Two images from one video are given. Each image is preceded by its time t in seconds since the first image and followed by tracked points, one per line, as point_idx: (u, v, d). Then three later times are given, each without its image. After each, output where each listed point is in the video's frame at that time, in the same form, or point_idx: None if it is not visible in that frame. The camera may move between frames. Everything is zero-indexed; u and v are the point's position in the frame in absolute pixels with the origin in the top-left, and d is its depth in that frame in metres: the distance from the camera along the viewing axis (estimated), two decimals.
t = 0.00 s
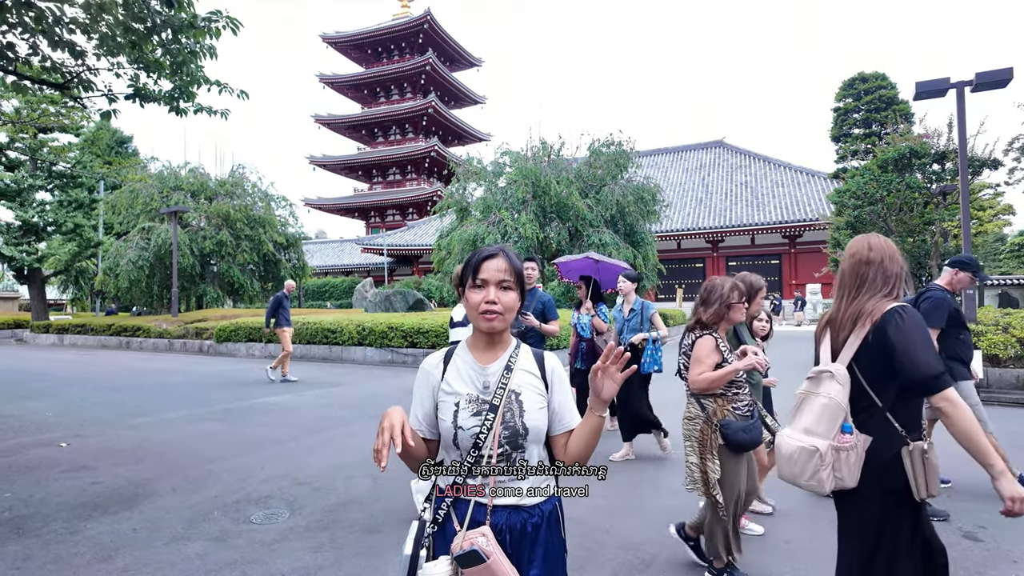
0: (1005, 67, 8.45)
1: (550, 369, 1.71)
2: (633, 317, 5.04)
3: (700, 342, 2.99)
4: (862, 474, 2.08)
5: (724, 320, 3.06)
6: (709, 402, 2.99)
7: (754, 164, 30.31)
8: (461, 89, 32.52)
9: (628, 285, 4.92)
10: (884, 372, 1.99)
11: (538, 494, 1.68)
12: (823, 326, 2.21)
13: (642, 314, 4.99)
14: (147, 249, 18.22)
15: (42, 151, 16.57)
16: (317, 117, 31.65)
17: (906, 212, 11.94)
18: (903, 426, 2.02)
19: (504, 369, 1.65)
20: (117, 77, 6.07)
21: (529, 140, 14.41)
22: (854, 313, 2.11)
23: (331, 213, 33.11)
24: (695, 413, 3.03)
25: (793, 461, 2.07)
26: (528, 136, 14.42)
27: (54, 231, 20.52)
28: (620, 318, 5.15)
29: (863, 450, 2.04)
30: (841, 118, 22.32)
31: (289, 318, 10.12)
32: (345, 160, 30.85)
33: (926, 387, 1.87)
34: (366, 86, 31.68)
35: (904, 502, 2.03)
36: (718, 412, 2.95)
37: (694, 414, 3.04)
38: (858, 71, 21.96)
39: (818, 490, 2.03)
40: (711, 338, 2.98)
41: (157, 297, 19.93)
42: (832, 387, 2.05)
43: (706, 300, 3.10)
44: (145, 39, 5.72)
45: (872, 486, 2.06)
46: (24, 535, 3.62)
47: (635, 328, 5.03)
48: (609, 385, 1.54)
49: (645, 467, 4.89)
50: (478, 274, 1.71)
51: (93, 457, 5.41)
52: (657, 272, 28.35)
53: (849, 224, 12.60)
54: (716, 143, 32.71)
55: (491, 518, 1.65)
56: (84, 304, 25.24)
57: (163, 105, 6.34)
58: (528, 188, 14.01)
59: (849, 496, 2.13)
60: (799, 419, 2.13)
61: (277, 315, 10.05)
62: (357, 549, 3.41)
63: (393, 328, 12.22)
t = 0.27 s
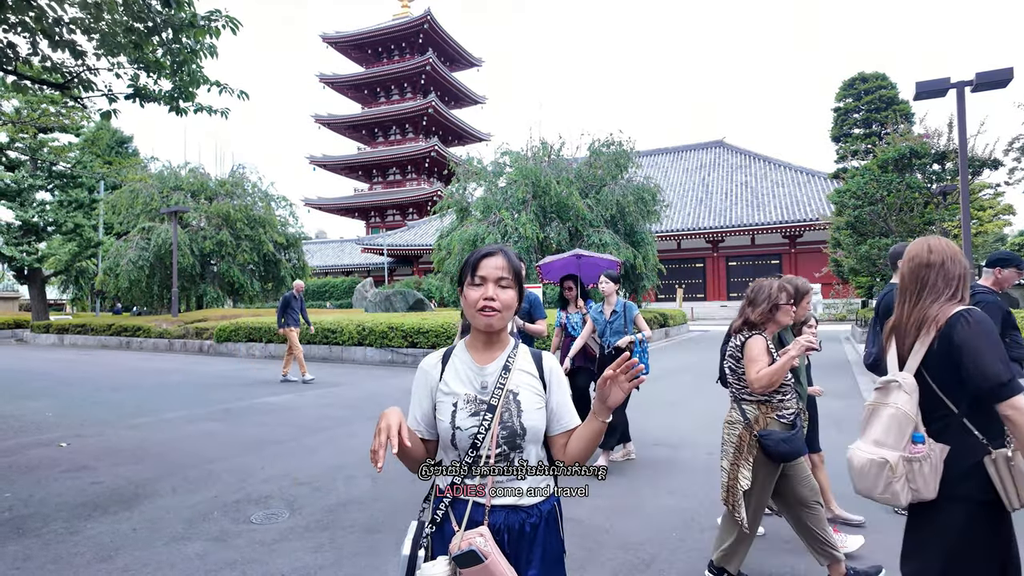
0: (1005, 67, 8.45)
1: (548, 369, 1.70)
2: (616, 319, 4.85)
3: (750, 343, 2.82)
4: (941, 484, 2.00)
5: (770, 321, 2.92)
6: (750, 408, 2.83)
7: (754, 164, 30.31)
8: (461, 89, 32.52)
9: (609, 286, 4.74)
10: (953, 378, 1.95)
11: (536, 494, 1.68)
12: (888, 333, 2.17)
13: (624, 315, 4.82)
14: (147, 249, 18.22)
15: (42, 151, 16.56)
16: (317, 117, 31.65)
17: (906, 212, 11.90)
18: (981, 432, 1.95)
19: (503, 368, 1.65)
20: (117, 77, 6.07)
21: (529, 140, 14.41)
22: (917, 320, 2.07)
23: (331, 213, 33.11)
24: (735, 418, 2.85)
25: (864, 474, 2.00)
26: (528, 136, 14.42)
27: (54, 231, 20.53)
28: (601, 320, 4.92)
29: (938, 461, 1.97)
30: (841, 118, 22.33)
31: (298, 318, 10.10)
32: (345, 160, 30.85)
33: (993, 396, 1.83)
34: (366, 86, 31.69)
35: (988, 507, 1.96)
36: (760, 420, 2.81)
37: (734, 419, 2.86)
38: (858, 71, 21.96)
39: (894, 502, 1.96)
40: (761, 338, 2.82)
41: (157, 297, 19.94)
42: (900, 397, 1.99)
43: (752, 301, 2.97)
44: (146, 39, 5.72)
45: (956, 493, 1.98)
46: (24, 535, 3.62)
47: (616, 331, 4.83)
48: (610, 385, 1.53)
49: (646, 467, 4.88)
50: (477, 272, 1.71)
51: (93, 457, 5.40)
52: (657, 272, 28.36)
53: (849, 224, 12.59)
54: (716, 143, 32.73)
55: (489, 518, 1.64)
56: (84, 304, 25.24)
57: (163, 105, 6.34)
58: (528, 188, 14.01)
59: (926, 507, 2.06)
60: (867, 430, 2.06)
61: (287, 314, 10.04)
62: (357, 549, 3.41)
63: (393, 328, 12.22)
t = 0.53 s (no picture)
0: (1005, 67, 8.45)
1: (547, 369, 1.70)
2: (602, 318, 4.83)
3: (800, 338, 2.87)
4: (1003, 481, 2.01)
5: (827, 317, 2.93)
6: (808, 414, 2.90)
7: (755, 164, 30.30)
8: (461, 89, 32.53)
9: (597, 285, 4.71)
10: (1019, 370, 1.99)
11: (535, 494, 1.68)
12: (950, 327, 2.22)
13: (610, 314, 4.81)
14: (147, 249, 18.22)
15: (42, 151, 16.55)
16: (317, 117, 31.65)
17: (906, 212, 11.89)
18: None
19: (501, 369, 1.65)
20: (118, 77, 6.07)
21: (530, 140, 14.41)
22: (983, 313, 2.12)
23: (331, 213, 33.11)
24: (795, 423, 2.96)
25: (922, 467, 2.06)
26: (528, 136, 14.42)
27: (54, 231, 20.53)
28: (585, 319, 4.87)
29: (1001, 459, 1.98)
30: (841, 118, 22.33)
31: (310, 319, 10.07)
32: (345, 160, 30.84)
33: None
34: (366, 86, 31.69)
35: None
36: (817, 423, 2.86)
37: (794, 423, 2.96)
38: (858, 71, 21.96)
39: (953, 495, 2.01)
40: (813, 330, 2.85)
41: (157, 297, 19.94)
42: (963, 389, 2.04)
43: (805, 298, 3.00)
44: (146, 39, 5.72)
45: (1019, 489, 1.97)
46: (24, 535, 3.62)
47: (602, 330, 4.81)
48: (608, 386, 1.54)
49: (646, 467, 4.88)
50: (476, 271, 1.70)
51: (92, 457, 5.40)
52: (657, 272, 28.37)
53: (849, 224, 12.59)
54: (716, 143, 32.74)
55: (487, 518, 1.64)
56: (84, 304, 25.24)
57: (163, 105, 6.35)
58: (528, 188, 14.00)
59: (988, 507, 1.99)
60: (927, 424, 2.13)
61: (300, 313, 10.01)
62: (358, 548, 3.41)
63: (393, 328, 12.22)
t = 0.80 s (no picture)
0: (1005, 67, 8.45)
1: (542, 370, 1.70)
2: (565, 321, 4.27)
3: (914, 352, 2.47)
4: None
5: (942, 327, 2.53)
6: (927, 429, 2.49)
7: (754, 164, 30.31)
8: (461, 89, 32.52)
9: (556, 285, 4.16)
10: None
11: (531, 495, 1.68)
12: None
13: (574, 317, 4.28)
14: (147, 249, 18.20)
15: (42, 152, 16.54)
16: (317, 117, 31.64)
17: (906, 213, 11.96)
18: None
19: (495, 371, 1.65)
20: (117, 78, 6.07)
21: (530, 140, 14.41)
22: None
23: (331, 213, 33.11)
24: (910, 442, 2.52)
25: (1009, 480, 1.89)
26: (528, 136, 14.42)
27: (53, 231, 20.53)
28: (546, 323, 4.32)
29: None
30: (841, 118, 22.33)
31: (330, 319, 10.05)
32: (345, 160, 30.84)
33: None
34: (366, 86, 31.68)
35: None
36: (937, 441, 2.46)
37: (911, 443, 2.51)
38: (858, 71, 21.96)
39: None
40: (927, 344, 2.47)
41: (156, 297, 19.94)
42: None
43: (921, 302, 2.56)
44: (146, 39, 5.72)
45: None
46: (23, 535, 3.62)
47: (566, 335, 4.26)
48: (603, 385, 1.54)
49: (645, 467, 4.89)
50: (469, 275, 1.71)
51: (92, 457, 5.40)
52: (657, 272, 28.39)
53: (849, 224, 12.59)
54: (715, 143, 32.75)
55: (483, 519, 1.65)
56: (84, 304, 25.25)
57: (163, 106, 6.35)
58: (528, 188, 13.99)
59: None
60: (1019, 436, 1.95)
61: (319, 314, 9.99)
62: (357, 549, 3.41)
63: (393, 329, 12.22)
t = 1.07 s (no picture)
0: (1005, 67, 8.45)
1: (542, 369, 1.70)
2: (546, 322, 4.27)
3: (985, 353, 2.45)
4: None
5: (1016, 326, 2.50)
6: (999, 424, 2.47)
7: (754, 164, 30.31)
8: (461, 90, 32.53)
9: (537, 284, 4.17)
10: None
11: (531, 495, 1.68)
12: None
13: (555, 318, 4.28)
14: (147, 249, 18.20)
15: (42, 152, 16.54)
16: (317, 117, 31.64)
17: (905, 212, 11.99)
18: None
19: (495, 371, 1.65)
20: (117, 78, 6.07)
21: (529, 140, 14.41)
22: None
23: (331, 213, 33.12)
24: (977, 436, 2.52)
25: None
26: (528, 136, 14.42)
27: (53, 231, 20.54)
28: (527, 324, 4.30)
29: None
30: (841, 118, 22.34)
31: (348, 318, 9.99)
32: (345, 160, 30.85)
33: None
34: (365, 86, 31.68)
35: None
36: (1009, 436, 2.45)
37: (977, 437, 2.52)
38: (858, 71, 21.97)
39: None
40: (1001, 345, 2.45)
41: (156, 297, 19.94)
42: None
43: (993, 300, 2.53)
44: (145, 39, 5.72)
45: None
46: (23, 535, 3.62)
47: (547, 336, 4.25)
48: (602, 383, 1.55)
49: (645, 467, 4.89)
50: (465, 275, 1.71)
51: (92, 457, 5.40)
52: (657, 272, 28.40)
53: (848, 224, 12.60)
54: (715, 143, 32.76)
55: (484, 519, 1.65)
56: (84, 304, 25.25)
57: (162, 106, 6.35)
58: (528, 188, 13.99)
59: None
60: None
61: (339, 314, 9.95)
62: (356, 549, 3.41)
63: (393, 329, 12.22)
